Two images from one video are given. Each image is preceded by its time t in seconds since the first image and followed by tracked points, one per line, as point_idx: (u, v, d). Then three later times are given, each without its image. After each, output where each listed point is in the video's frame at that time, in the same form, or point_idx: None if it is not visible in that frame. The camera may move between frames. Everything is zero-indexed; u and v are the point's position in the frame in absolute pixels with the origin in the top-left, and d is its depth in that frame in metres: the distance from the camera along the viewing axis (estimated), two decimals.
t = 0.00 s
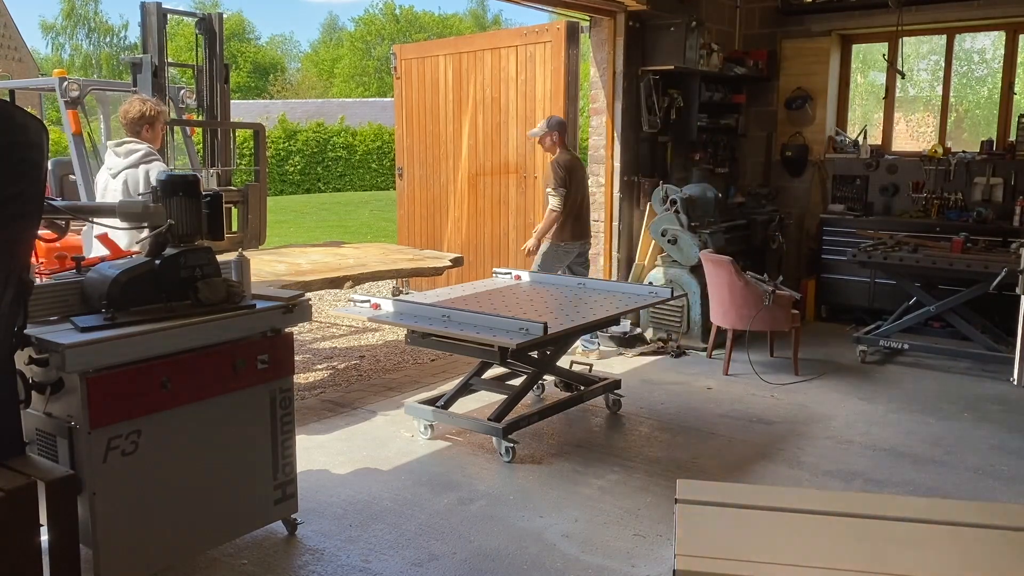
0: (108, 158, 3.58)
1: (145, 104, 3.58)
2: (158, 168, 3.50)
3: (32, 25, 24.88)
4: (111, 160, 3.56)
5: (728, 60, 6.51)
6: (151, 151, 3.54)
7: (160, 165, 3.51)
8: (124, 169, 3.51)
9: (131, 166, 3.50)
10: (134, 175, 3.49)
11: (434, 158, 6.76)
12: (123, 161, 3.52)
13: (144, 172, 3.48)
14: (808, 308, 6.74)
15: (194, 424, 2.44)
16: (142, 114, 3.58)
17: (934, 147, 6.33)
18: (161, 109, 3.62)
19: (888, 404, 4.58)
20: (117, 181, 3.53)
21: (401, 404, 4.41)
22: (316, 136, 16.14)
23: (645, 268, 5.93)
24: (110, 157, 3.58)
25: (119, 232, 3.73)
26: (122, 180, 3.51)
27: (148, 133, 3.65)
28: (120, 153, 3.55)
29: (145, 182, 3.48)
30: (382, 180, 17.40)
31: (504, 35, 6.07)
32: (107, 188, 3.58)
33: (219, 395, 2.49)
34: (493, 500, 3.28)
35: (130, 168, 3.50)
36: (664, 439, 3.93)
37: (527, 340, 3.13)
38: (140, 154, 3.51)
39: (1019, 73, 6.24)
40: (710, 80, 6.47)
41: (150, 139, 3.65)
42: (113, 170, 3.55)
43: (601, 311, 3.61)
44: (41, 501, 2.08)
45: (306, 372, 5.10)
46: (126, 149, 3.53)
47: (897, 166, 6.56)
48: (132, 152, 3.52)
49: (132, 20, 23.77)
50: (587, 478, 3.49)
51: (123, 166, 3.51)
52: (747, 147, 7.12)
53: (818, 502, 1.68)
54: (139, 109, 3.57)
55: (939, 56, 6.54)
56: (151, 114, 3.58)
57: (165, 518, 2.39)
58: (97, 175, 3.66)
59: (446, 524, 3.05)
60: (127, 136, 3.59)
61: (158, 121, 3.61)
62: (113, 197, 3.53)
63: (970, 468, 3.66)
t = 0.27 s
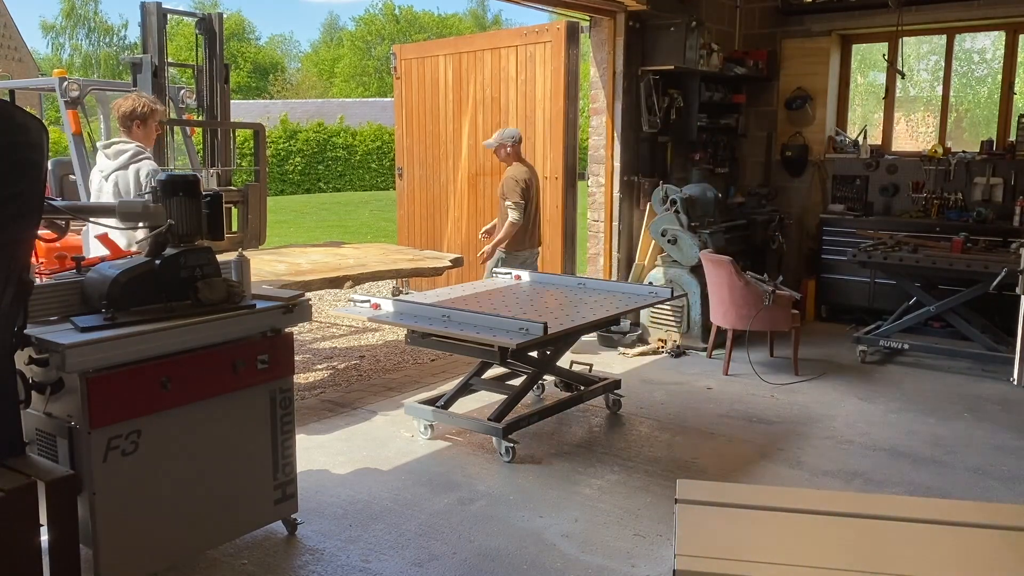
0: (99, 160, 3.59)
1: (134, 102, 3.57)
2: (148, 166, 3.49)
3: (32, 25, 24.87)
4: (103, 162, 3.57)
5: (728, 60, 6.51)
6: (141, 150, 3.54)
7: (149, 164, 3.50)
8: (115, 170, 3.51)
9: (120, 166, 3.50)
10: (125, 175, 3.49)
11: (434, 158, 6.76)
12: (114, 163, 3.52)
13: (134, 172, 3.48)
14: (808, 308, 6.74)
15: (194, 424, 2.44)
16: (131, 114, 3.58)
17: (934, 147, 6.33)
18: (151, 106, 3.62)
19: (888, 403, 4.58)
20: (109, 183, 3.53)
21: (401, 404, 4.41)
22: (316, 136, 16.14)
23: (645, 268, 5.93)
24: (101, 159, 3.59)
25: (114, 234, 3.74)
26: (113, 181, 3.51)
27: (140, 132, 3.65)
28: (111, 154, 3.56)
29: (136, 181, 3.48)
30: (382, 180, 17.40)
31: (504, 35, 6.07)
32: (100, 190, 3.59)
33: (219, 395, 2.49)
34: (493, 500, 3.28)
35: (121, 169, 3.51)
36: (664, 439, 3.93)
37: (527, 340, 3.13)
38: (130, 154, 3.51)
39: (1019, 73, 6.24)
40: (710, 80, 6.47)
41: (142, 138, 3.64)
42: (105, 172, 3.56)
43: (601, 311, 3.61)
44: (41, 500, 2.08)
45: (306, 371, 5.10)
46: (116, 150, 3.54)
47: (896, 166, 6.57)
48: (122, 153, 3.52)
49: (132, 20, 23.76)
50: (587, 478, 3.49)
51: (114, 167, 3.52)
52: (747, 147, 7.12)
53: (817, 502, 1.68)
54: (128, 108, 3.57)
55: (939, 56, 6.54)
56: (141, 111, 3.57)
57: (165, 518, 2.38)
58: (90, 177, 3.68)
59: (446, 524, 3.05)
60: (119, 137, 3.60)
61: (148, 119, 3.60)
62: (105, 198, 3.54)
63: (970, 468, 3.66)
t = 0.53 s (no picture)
0: (96, 161, 3.59)
1: (129, 100, 3.56)
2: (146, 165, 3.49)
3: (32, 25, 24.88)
4: (100, 163, 3.57)
5: (728, 60, 6.52)
6: (137, 149, 3.53)
7: (147, 162, 3.50)
8: (114, 170, 3.51)
9: (118, 167, 3.50)
10: (123, 176, 3.48)
11: (434, 158, 6.76)
12: (111, 163, 3.53)
13: (131, 171, 3.47)
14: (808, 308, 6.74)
15: (194, 424, 2.44)
16: (126, 113, 3.57)
17: (934, 147, 6.33)
18: (147, 104, 3.60)
19: (888, 404, 4.58)
20: (107, 183, 3.53)
21: (401, 404, 4.41)
22: (316, 136, 16.14)
23: (645, 268, 5.93)
24: (98, 160, 3.59)
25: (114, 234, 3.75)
26: (112, 181, 3.51)
27: (136, 131, 3.64)
28: (109, 154, 3.56)
29: (135, 181, 3.47)
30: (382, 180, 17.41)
31: (504, 35, 6.07)
32: (99, 191, 3.60)
33: (219, 395, 2.49)
34: (493, 500, 3.28)
35: (119, 168, 3.51)
36: (664, 439, 3.93)
37: (527, 340, 3.13)
38: (127, 154, 3.51)
39: (1019, 73, 6.24)
40: (710, 80, 6.47)
41: (139, 136, 3.63)
42: (103, 173, 3.56)
43: (601, 311, 3.61)
44: (41, 500, 2.08)
45: (306, 371, 5.11)
46: (113, 150, 3.53)
47: (896, 166, 6.57)
48: (119, 153, 3.52)
49: (132, 20, 23.77)
50: (587, 478, 3.49)
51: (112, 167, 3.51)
52: (747, 147, 7.12)
53: (818, 502, 1.68)
54: (123, 107, 3.56)
55: (939, 56, 6.54)
56: (135, 110, 3.56)
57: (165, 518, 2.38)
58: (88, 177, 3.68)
59: (446, 524, 3.05)
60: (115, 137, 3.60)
61: (143, 116, 3.59)
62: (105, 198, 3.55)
63: (970, 468, 3.66)
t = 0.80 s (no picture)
0: (97, 162, 3.59)
1: (127, 101, 3.55)
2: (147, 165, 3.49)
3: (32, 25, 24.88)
4: (100, 162, 3.57)
5: (728, 60, 6.52)
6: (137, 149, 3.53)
7: (148, 162, 3.50)
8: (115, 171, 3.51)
9: (119, 167, 3.50)
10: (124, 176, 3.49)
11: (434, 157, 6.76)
12: (112, 164, 3.53)
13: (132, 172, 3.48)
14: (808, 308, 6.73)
15: (194, 424, 2.44)
16: (126, 113, 3.57)
17: (934, 147, 6.33)
18: (145, 104, 3.59)
19: (888, 404, 4.58)
20: (109, 184, 3.54)
21: (401, 404, 4.41)
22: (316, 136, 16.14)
23: (645, 268, 5.93)
24: (98, 160, 3.59)
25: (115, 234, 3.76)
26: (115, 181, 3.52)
27: (136, 130, 3.64)
28: (109, 154, 3.56)
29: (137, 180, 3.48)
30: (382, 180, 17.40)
31: (504, 35, 6.07)
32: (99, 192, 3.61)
33: (219, 395, 2.49)
34: (493, 500, 3.28)
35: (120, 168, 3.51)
36: (664, 439, 3.93)
37: (527, 340, 3.13)
38: (127, 154, 3.51)
39: (1019, 74, 6.24)
40: (710, 80, 6.47)
41: (139, 135, 3.64)
42: (104, 173, 3.56)
43: (601, 311, 3.61)
44: (41, 500, 2.08)
45: (306, 371, 5.11)
46: (113, 150, 3.53)
47: (896, 166, 6.57)
48: (119, 153, 3.52)
49: (132, 20, 23.77)
50: (587, 478, 3.49)
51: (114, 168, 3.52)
52: (747, 147, 7.12)
53: (818, 502, 1.68)
54: (122, 107, 3.56)
55: (939, 56, 6.54)
56: (134, 110, 3.55)
57: (165, 518, 2.39)
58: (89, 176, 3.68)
59: (446, 524, 3.05)
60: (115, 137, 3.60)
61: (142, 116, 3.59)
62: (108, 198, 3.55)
63: (969, 468, 3.66)
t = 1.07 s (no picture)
0: (100, 162, 3.59)
1: (128, 101, 3.56)
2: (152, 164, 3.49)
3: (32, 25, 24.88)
4: (104, 162, 3.57)
5: (728, 60, 6.52)
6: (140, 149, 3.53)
7: (152, 161, 3.51)
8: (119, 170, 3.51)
9: (124, 166, 3.50)
10: (129, 175, 3.49)
11: (434, 157, 6.76)
12: (115, 163, 3.53)
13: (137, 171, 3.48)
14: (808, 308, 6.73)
15: (194, 424, 2.44)
16: (128, 113, 3.58)
17: (934, 147, 6.33)
18: (146, 104, 3.60)
19: (888, 404, 4.58)
20: (113, 183, 3.53)
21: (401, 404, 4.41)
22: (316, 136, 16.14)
23: (645, 268, 5.94)
24: (101, 161, 3.59)
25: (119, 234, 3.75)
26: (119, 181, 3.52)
27: (139, 130, 3.63)
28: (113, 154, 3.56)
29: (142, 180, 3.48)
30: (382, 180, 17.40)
31: (504, 35, 6.07)
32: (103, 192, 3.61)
33: (219, 395, 2.49)
34: (493, 500, 3.28)
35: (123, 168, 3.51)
36: (664, 439, 3.93)
37: (527, 340, 3.13)
38: (131, 153, 3.51)
39: (1019, 73, 6.24)
40: (710, 80, 6.48)
41: (142, 135, 3.64)
42: (108, 173, 3.56)
43: (602, 311, 3.61)
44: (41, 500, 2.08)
45: (306, 371, 5.11)
46: (116, 150, 3.54)
47: (896, 166, 6.57)
48: (123, 153, 3.52)
49: (132, 20, 23.77)
50: (587, 478, 3.49)
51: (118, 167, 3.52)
52: (747, 147, 7.13)
53: (819, 502, 1.68)
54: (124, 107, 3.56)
55: (939, 56, 6.54)
56: (135, 111, 3.56)
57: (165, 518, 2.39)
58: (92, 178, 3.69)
59: (446, 524, 3.05)
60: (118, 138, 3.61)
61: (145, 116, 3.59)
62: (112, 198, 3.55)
63: (970, 468, 3.66)
